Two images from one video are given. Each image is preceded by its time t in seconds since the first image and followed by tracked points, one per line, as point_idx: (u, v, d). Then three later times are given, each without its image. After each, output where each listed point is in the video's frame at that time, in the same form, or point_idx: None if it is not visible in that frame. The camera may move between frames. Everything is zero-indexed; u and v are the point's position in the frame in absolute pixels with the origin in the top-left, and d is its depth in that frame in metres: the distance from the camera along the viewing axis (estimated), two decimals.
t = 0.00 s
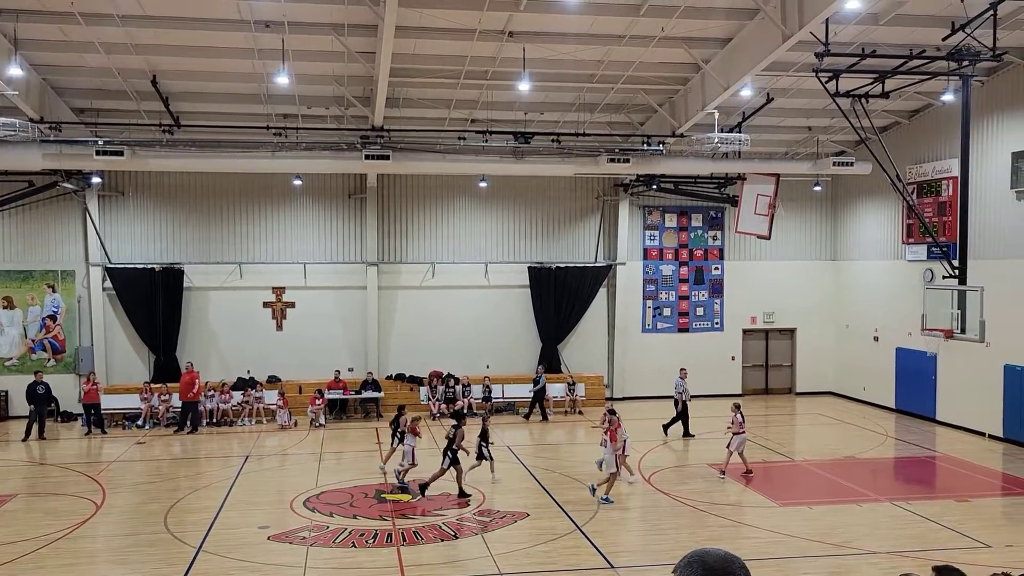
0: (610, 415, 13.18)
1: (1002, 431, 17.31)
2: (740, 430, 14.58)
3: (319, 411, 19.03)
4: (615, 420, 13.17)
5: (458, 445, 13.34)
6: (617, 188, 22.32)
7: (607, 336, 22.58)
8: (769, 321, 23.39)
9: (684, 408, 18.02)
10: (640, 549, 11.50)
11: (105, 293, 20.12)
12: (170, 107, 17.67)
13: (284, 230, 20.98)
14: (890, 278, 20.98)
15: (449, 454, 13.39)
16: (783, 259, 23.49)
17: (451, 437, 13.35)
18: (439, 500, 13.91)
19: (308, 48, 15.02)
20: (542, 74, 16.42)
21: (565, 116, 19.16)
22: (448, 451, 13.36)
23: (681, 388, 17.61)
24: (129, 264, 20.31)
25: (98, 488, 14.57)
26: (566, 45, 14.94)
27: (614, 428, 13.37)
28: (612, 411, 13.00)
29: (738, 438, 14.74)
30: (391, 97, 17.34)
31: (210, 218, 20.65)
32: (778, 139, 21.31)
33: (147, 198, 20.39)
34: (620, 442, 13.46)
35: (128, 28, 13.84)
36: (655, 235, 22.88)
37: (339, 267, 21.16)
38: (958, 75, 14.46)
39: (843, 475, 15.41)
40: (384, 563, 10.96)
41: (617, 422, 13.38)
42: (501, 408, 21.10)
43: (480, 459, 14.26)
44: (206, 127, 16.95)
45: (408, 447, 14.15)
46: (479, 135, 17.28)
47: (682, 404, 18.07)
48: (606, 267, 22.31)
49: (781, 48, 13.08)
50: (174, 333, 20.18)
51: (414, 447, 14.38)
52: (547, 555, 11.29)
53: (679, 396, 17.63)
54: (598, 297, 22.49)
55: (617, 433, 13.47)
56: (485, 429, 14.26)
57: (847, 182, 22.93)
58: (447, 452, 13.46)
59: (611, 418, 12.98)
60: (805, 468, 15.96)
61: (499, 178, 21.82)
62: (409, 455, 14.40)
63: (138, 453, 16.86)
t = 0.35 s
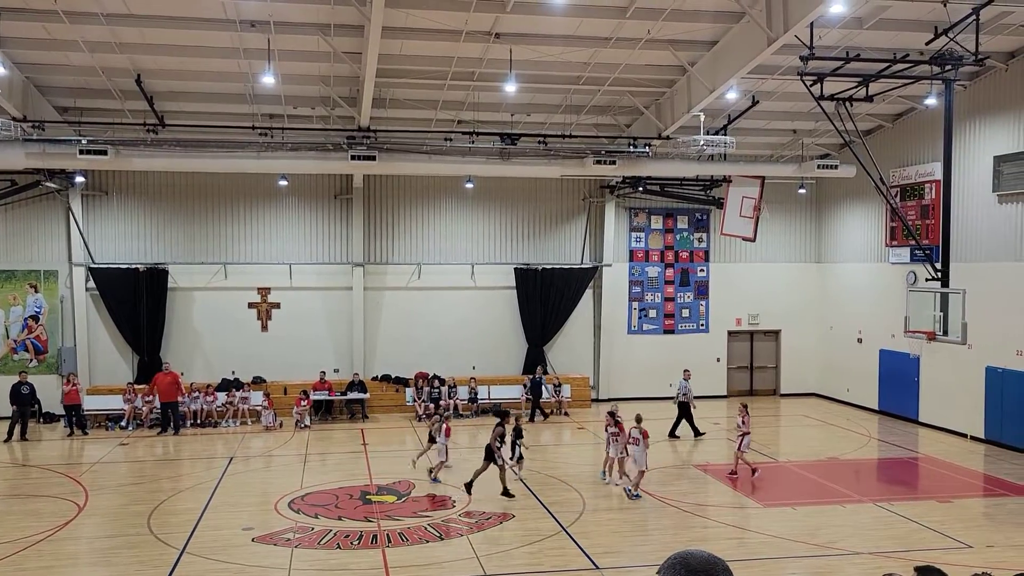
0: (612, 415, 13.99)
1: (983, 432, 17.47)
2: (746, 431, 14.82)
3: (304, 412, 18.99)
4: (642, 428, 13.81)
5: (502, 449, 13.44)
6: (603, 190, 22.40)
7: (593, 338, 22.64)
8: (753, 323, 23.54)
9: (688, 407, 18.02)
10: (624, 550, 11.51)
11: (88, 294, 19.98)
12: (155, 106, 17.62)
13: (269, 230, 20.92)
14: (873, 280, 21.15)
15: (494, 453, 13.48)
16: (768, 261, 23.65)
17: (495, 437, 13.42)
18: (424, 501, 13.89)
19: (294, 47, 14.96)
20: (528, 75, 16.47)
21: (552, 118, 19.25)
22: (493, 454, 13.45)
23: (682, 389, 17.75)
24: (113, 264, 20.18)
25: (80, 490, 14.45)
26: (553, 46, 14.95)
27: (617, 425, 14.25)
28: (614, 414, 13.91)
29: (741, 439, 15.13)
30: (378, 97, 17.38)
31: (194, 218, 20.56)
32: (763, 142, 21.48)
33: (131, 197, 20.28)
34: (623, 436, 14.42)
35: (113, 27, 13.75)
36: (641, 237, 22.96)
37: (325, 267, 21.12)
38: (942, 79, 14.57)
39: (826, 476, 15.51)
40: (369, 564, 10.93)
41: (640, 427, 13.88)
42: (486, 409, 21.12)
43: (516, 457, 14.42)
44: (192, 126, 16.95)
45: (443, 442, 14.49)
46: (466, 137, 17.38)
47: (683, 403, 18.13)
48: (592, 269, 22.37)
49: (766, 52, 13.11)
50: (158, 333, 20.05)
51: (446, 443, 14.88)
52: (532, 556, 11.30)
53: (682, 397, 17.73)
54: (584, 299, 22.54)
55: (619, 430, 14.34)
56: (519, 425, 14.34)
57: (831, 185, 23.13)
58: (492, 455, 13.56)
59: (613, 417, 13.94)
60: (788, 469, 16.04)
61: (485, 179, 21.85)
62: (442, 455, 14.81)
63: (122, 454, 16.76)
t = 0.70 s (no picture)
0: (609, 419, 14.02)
1: (972, 433, 17.56)
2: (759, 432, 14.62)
3: (295, 412, 18.95)
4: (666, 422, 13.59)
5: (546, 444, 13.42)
6: (595, 190, 22.44)
7: (584, 338, 22.67)
8: (745, 323, 23.61)
9: (696, 408, 18.48)
10: (615, 550, 11.51)
11: (78, 292, 19.90)
12: (146, 104, 17.58)
13: (261, 229, 20.88)
14: (864, 281, 21.25)
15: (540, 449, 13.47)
16: (759, 262, 23.72)
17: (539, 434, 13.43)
18: (415, 501, 13.88)
19: (285, 46, 14.91)
20: (520, 76, 16.48)
21: (544, 118, 19.27)
22: (537, 449, 13.37)
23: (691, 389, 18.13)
24: (103, 263, 20.11)
25: (69, 489, 14.38)
26: (545, 47, 14.95)
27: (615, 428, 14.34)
28: (613, 417, 13.81)
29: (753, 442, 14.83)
30: (370, 97, 17.38)
31: (185, 217, 20.51)
32: (754, 143, 21.56)
33: (121, 196, 20.22)
34: (620, 439, 14.63)
35: (104, 25, 13.68)
36: (633, 237, 23.00)
37: (316, 267, 21.10)
38: (933, 82, 14.64)
39: (816, 476, 15.56)
40: (360, 564, 10.92)
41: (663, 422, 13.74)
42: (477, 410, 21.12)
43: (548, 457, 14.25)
44: (184, 125, 16.96)
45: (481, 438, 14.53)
46: (458, 137, 17.41)
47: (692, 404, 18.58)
48: (584, 269, 22.41)
49: (758, 53, 13.14)
50: (148, 332, 19.99)
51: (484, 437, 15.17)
52: (523, 556, 11.30)
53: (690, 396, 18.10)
54: (576, 299, 22.58)
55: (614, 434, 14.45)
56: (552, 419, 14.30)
57: (821, 186, 23.22)
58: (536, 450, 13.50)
59: (612, 419, 13.97)
60: (779, 469, 16.08)
61: (477, 179, 21.87)
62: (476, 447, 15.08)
63: (111, 454, 16.68)
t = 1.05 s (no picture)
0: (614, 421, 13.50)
1: (962, 433, 17.62)
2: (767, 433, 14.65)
3: (287, 412, 18.91)
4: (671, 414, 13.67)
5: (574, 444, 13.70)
6: (588, 190, 22.47)
7: (577, 338, 22.69)
8: (736, 324, 23.66)
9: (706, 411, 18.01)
10: (606, 550, 11.51)
11: (68, 291, 19.83)
12: (138, 103, 17.55)
13: (252, 229, 20.85)
14: (855, 282, 21.33)
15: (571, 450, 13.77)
16: (752, 263, 23.78)
17: (569, 435, 13.71)
18: (406, 501, 13.87)
19: (278, 45, 14.88)
20: (513, 76, 16.50)
21: (536, 118, 19.30)
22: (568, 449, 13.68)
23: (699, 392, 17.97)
24: (94, 261, 20.05)
25: (59, 489, 14.31)
26: (539, 47, 14.96)
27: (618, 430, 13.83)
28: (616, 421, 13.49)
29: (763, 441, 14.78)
30: (362, 96, 17.38)
31: (177, 216, 20.46)
32: (747, 144, 21.62)
33: (112, 195, 20.16)
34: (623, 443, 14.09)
35: (96, 23, 13.64)
36: (625, 237, 23.04)
37: (308, 266, 21.08)
38: (924, 84, 14.70)
39: (806, 476, 15.61)
40: (350, 564, 10.90)
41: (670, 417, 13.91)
42: (469, 410, 21.11)
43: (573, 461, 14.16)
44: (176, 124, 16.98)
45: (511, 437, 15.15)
46: (450, 137, 17.43)
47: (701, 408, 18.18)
48: (577, 269, 22.43)
49: (750, 54, 13.16)
50: (139, 331, 19.95)
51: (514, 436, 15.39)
52: (514, 556, 11.30)
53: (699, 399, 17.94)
54: (568, 300, 22.62)
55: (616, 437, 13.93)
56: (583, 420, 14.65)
57: (813, 188, 23.30)
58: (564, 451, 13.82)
59: (617, 423, 13.50)
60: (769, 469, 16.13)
61: (470, 179, 21.88)
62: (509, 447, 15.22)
63: (101, 454, 16.60)
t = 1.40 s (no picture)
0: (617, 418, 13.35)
1: (961, 434, 17.63)
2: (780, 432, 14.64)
3: (286, 412, 18.90)
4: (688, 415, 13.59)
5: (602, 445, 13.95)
6: (587, 191, 22.48)
7: (576, 338, 22.71)
8: (736, 325, 23.66)
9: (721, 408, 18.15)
10: (605, 550, 11.51)
11: (68, 290, 19.84)
12: (137, 102, 17.56)
13: (252, 228, 20.84)
14: (854, 284, 21.34)
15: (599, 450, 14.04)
16: (751, 264, 23.79)
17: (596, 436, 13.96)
18: (405, 500, 13.87)
19: (278, 44, 14.87)
20: (513, 76, 16.51)
21: (536, 118, 19.31)
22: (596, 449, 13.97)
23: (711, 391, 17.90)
24: (93, 261, 20.04)
25: (57, 488, 14.29)
26: (539, 47, 14.96)
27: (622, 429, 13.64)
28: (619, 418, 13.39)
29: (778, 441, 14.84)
30: (362, 96, 17.39)
31: (176, 215, 20.46)
32: (746, 145, 21.64)
33: (112, 193, 20.16)
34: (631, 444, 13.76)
35: (96, 22, 13.63)
36: (624, 238, 23.04)
37: (308, 265, 21.07)
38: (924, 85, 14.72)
39: (804, 477, 15.63)
40: (349, 564, 10.89)
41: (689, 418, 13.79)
42: (468, 410, 21.11)
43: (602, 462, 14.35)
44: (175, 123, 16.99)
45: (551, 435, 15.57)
46: (450, 137, 17.44)
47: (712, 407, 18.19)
48: (576, 270, 22.43)
49: (749, 54, 13.16)
50: (138, 331, 19.95)
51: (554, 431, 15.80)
52: (513, 556, 11.30)
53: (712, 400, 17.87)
54: (567, 300, 22.63)
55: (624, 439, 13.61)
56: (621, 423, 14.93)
57: (813, 189, 23.31)
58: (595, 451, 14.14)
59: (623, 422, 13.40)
60: (767, 470, 16.14)
61: (470, 179, 21.89)
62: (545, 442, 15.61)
63: (100, 453, 16.57)
